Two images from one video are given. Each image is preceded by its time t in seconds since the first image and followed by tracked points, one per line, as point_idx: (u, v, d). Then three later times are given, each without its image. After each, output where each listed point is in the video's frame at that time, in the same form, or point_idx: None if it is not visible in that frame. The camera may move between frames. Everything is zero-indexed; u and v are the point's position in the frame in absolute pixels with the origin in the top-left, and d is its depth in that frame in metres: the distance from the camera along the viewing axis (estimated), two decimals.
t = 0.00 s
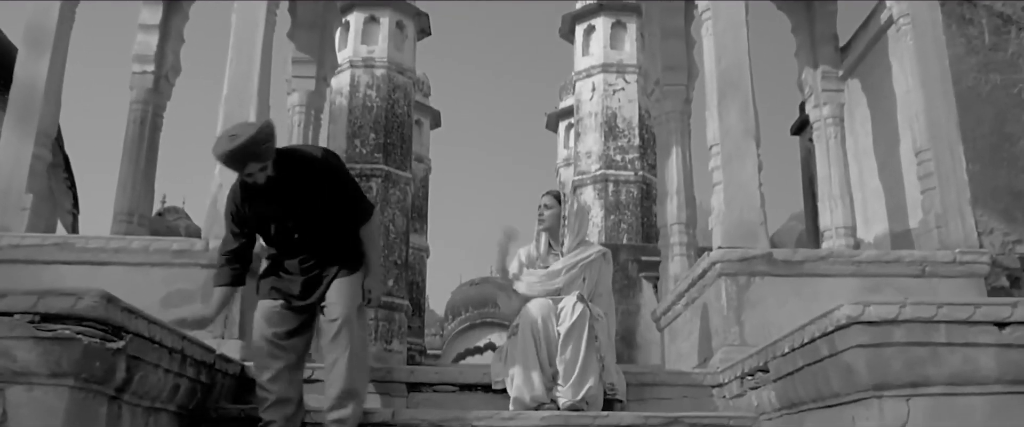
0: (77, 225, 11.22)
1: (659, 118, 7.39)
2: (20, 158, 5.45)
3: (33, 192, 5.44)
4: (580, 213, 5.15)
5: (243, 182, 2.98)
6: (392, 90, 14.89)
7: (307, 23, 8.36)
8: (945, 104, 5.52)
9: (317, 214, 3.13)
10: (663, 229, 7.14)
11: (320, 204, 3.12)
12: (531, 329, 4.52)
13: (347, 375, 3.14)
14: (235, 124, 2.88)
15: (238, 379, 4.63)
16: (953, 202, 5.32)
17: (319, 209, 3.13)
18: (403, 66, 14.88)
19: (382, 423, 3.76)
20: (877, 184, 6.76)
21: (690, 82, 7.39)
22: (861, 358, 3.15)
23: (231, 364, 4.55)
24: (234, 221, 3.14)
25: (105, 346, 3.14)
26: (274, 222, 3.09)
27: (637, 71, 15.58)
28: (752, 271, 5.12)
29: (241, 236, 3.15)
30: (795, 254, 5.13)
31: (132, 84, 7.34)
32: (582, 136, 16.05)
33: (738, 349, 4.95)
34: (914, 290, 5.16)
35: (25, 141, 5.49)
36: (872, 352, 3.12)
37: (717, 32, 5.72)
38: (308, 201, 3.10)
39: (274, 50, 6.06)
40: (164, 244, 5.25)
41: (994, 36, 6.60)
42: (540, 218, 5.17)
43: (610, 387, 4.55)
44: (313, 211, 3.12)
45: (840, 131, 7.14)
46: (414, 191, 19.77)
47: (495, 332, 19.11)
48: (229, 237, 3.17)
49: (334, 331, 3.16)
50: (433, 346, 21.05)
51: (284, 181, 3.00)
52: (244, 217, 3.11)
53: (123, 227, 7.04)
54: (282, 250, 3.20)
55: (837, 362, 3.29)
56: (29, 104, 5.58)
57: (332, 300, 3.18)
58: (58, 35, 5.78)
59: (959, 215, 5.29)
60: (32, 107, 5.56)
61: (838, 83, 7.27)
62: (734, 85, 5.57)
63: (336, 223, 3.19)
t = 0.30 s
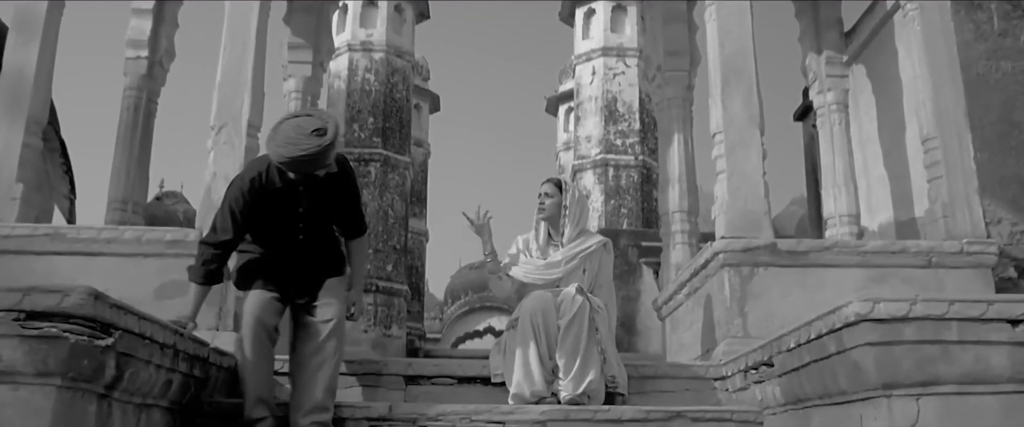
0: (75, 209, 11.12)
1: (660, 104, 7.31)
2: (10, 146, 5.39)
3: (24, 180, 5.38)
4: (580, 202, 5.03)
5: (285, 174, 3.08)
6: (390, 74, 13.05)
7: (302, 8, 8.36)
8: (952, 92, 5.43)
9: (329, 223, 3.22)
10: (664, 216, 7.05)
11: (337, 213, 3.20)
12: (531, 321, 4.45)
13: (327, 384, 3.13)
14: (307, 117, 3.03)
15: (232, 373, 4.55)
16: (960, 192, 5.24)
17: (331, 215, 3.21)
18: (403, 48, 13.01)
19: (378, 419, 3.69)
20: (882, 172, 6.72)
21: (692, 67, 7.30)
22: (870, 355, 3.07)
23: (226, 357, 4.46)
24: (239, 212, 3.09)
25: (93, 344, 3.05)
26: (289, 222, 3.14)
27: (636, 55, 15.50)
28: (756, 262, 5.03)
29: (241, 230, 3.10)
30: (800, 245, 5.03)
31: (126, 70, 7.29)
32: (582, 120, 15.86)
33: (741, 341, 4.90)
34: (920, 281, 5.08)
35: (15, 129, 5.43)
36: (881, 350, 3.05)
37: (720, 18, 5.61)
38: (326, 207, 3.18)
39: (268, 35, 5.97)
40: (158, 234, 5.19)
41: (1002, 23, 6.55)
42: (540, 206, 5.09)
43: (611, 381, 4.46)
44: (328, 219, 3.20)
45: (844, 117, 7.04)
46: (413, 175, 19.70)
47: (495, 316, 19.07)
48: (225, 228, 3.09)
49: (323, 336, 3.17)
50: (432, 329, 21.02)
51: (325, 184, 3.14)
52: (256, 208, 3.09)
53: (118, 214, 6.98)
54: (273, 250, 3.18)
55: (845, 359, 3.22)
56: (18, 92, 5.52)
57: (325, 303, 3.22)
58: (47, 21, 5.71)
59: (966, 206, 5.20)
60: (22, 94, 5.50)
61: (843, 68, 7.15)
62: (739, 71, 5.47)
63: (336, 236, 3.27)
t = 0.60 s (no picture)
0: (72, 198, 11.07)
1: (659, 95, 7.26)
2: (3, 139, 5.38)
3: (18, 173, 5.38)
4: (578, 200, 4.99)
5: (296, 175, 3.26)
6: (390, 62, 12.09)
7: None
8: (958, 83, 5.35)
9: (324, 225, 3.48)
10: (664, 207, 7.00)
11: (334, 215, 3.47)
12: (537, 315, 4.40)
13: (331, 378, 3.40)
14: (323, 117, 3.22)
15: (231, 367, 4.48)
16: (966, 185, 5.17)
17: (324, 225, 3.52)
18: (402, 35, 11.92)
19: (378, 415, 3.65)
20: (886, 164, 6.68)
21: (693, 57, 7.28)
22: (877, 355, 3.03)
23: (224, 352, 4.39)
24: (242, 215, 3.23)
25: (87, 344, 2.99)
26: (288, 224, 3.37)
27: (637, 43, 15.41)
28: (759, 255, 4.98)
29: (243, 232, 3.24)
30: (804, 239, 4.97)
31: (121, 60, 7.28)
32: (582, 108, 15.70)
33: (744, 336, 4.86)
34: (925, 275, 5.03)
35: (9, 122, 5.42)
36: (887, 350, 3.00)
37: (723, 9, 5.53)
38: (321, 210, 3.44)
39: (264, 26, 5.89)
40: (154, 228, 5.17)
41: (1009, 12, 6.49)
42: (540, 208, 5.01)
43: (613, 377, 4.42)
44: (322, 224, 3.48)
45: (847, 108, 6.97)
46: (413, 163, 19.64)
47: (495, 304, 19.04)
48: (226, 230, 3.21)
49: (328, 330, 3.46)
50: (432, 318, 20.98)
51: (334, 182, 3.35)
52: (262, 210, 3.27)
53: (114, 206, 6.95)
54: (263, 255, 3.37)
55: (850, 358, 3.18)
56: (12, 84, 5.51)
57: (322, 298, 3.50)
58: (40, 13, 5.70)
59: (971, 198, 5.15)
60: (16, 87, 5.49)
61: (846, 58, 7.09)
62: (742, 62, 5.40)
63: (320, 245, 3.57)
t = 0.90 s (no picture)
0: (72, 200, 11.04)
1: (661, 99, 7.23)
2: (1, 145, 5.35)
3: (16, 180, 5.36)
4: (578, 207, 4.97)
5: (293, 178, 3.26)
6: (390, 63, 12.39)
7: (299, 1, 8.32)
8: (962, 88, 5.32)
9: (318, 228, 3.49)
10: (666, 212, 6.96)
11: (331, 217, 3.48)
12: (537, 324, 4.36)
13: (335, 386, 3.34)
14: (319, 118, 3.21)
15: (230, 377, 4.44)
16: (970, 191, 5.14)
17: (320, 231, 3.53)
18: (401, 37, 12.12)
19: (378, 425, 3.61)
20: (889, 168, 6.64)
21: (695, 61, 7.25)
22: (882, 369, 3.00)
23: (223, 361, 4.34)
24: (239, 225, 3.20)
25: (83, 357, 2.95)
26: (287, 230, 3.36)
27: (637, 43, 15.38)
28: (761, 263, 4.94)
29: (241, 242, 3.22)
30: (807, 247, 4.94)
31: (120, 64, 7.27)
32: (582, 109, 15.66)
33: (746, 344, 4.83)
34: (928, 282, 5.00)
35: (6, 128, 5.40)
36: (893, 364, 2.97)
37: (725, 14, 5.50)
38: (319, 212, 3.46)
39: (263, 31, 5.86)
40: (152, 235, 5.13)
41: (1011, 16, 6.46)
42: (539, 213, 4.97)
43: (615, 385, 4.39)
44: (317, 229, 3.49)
45: (850, 112, 6.93)
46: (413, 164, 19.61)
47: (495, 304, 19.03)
48: (224, 240, 3.18)
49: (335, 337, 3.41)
50: (433, 318, 20.96)
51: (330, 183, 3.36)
52: (260, 218, 3.25)
53: (113, 211, 6.93)
54: (260, 263, 3.34)
55: (854, 371, 3.14)
56: (9, 91, 5.48)
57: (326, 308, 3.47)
58: (38, 18, 5.68)
59: (975, 205, 5.11)
60: (13, 93, 5.46)
61: (848, 62, 7.05)
62: (744, 67, 5.36)
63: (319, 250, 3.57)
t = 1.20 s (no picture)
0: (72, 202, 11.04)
1: (661, 103, 7.22)
2: None
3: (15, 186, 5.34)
4: (579, 213, 4.94)
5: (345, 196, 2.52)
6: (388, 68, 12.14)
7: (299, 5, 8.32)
8: (962, 94, 5.31)
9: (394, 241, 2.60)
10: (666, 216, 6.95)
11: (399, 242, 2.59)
12: (537, 331, 4.35)
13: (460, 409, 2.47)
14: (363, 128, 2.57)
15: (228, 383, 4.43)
16: (970, 196, 5.13)
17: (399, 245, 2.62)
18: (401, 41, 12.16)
19: None
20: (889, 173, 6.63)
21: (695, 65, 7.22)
22: (884, 379, 2.98)
23: (221, 369, 4.32)
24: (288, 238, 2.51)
25: (81, 368, 2.93)
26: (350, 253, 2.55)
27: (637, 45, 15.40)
28: (761, 269, 4.93)
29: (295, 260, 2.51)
30: (807, 253, 4.92)
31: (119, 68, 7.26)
32: (582, 111, 15.64)
33: (746, 351, 4.83)
34: (929, 289, 4.98)
35: (5, 134, 5.38)
36: (895, 374, 2.95)
37: (725, 19, 5.48)
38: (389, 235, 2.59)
39: (262, 35, 5.84)
40: (151, 241, 5.15)
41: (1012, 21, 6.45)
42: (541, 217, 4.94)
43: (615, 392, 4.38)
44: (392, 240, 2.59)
45: (850, 116, 6.91)
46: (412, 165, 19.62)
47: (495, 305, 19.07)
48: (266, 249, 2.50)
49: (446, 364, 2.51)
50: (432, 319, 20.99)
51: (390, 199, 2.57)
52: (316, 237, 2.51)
53: (112, 215, 6.93)
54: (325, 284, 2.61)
55: (856, 381, 3.12)
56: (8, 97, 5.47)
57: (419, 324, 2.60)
58: (37, 23, 5.67)
59: (976, 210, 5.09)
60: (12, 99, 5.45)
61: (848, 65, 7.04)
62: (744, 72, 5.34)
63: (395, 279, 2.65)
